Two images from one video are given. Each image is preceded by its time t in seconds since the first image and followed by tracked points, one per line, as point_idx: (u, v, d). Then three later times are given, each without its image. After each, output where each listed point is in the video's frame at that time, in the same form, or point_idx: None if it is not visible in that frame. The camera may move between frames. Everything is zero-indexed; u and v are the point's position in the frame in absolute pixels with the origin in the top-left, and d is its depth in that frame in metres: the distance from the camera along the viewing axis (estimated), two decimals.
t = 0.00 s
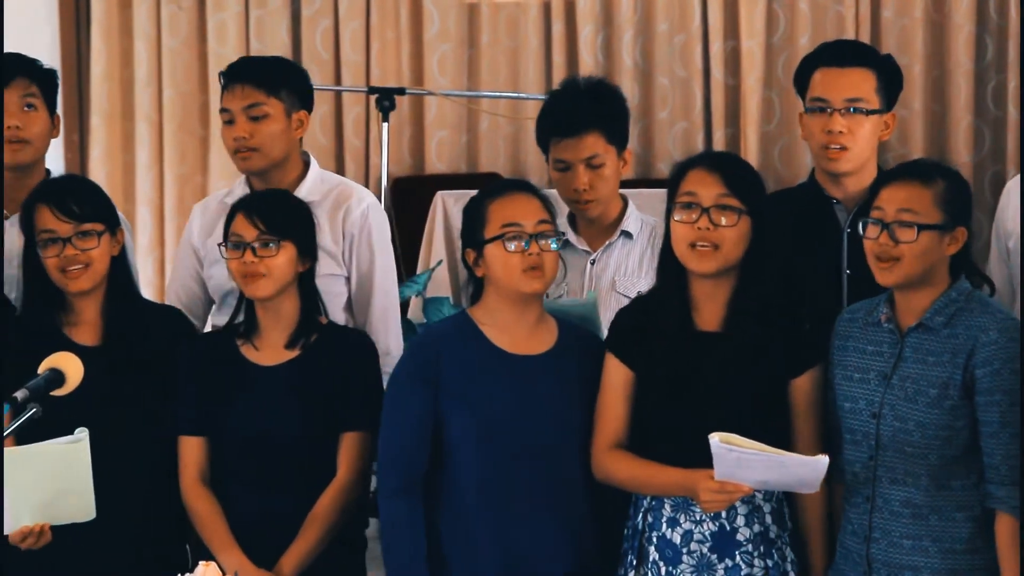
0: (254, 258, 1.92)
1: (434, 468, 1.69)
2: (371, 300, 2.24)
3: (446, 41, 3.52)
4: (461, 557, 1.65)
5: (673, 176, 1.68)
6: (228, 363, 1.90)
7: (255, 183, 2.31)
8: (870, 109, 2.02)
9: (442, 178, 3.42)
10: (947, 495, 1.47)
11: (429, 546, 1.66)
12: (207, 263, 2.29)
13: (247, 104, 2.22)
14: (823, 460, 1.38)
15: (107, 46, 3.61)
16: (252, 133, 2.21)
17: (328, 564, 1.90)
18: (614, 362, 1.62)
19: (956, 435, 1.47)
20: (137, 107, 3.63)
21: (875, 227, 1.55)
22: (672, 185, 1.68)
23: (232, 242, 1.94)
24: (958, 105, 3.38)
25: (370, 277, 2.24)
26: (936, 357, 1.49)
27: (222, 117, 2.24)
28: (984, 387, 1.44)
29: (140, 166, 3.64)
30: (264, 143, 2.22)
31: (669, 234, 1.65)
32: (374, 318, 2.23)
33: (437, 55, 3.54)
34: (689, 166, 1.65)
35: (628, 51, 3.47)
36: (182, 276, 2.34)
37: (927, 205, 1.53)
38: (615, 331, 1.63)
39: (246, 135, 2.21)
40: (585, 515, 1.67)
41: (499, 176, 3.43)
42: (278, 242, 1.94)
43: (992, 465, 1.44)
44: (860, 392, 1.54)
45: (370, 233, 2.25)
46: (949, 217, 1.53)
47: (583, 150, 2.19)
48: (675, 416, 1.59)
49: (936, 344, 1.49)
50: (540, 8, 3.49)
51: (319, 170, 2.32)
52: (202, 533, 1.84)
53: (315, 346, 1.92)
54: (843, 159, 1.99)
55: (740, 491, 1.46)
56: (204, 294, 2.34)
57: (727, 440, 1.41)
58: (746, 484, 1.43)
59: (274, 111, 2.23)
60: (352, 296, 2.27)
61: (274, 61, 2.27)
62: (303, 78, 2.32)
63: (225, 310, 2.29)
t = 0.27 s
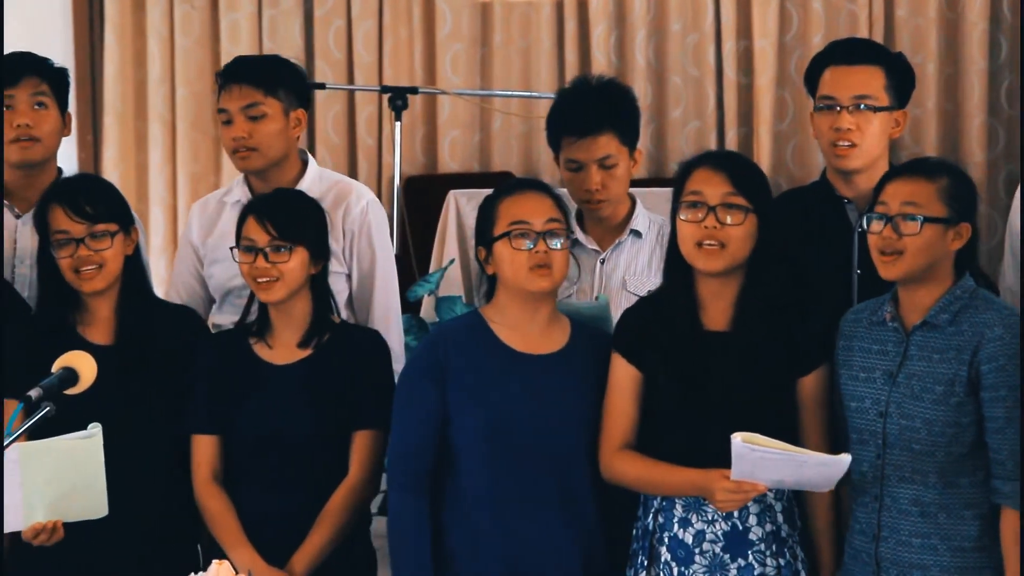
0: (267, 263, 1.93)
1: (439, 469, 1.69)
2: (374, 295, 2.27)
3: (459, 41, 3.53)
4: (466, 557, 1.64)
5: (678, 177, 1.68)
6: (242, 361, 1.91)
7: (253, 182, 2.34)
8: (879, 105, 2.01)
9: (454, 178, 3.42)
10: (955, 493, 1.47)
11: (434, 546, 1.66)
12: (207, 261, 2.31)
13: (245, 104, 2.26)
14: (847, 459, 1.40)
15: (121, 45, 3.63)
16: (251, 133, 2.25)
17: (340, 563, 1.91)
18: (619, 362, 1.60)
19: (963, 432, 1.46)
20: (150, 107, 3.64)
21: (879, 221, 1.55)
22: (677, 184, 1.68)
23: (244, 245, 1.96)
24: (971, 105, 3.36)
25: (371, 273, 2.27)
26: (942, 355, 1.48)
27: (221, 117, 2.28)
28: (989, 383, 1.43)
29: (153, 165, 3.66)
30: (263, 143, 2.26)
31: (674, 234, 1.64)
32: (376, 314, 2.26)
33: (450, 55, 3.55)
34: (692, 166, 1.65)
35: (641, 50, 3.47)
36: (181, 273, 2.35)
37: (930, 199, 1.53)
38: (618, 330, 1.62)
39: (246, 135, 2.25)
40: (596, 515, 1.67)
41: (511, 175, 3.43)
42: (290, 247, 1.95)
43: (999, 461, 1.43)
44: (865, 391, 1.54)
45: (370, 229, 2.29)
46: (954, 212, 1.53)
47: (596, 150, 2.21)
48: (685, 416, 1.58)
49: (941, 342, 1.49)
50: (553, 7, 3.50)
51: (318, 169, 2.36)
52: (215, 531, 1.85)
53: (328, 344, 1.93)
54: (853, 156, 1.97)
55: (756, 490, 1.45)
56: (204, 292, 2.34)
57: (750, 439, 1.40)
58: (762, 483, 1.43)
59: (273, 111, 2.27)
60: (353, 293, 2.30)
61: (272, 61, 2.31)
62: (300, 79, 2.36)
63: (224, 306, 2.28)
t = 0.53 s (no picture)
0: (285, 269, 1.93)
1: (455, 469, 1.70)
2: (383, 294, 2.30)
3: (475, 41, 3.53)
4: (484, 557, 1.65)
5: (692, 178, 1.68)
6: (259, 361, 1.92)
7: (262, 182, 2.34)
8: (895, 109, 1.99)
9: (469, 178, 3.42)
10: (975, 493, 1.47)
11: (451, 546, 1.67)
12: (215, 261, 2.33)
13: (256, 104, 2.28)
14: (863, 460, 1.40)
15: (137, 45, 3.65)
16: (262, 133, 2.26)
17: (356, 563, 1.92)
18: (635, 364, 1.60)
19: (982, 432, 1.46)
20: (167, 107, 3.67)
21: (895, 220, 1.54)
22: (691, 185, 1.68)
23: (261, 250, 1.96)
24: (989, 105, 3.35)
25: (381, 272, 2.30)
26: (961, 355, 1.48)
27: (231, 117, 2.29)
28: (1010, 383, 1.43)
29: (170, 165, 3.68)
30: (274, 143, 2.27)
31: (689, 235, 1.64)
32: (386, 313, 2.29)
33: (466, 55, 3.56)
34: (707, 168, 1.64)
35: (657, 50, 3.46)
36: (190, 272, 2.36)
37: (948, 198, 1.53)
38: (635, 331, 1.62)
39: (257, 134, 2.26)
40: (612, 516, 1.67)
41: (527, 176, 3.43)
42: (308, 252, 1.95)
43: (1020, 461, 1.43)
44: (883, 392, 1.53)
45: (380, 228, 2.32)
46: (970, 210, 1.52)
47: (612, 150, 2.20)
48: (702, 417, 1.58)
49: (960, 342, 1.49)
50: (568, 8, 3.50)
51: (326, 168, 2.38)
52: (231, 531, 1.86)
53: (344, 345, 1.94)
54: (867, 159, 1.97)
55: (773, 492, 1.45)
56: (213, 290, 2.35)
57: (768, 440, 1.41)
58: (781, 484, 1.43)
59: (284, 111, 2.28)
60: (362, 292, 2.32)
61: (282, 61, 2.32)
62: (310, 80, 2.38)
63: (234, 305, 2.30)
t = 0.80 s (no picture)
0: (300, 272, 1.93)
1: (476, 468, 1.70)
2: (392, 296, 2.30)
3: (489, 41, 3.53)
4: (505, 555, 1.65)
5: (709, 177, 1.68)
6: (272, 360, 1.93)
7: (272, 182, 2.35)
8: (911, 110, 1.98)
9: (482, 178, 3.43)
10: (992, 494, 1.47)
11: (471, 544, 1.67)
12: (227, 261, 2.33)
13: (268, 104, 2.28)
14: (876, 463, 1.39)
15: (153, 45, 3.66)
16: (274, 133, 2.27)
17: (369, 562, 1.92)
18: (653, 365, 1.60)
19: (1002, 432, 1.45)
20: (182, 107, 3.68)
21: (917, 219, 1.54)
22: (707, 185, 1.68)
23: (276, 253, 1.96)
24: (1004, 105, 3.34)
25: (392, 270, 2.30)
26: (981, 355, 1.47)
27: (242, 117, 2.30)
28: None
29: (184, 165, 3.69)
30: (285, 143, 2.27)
31: (705, 235, 1.64)
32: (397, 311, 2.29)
33: (481, 55, 3.56)
34: (723, 167, 1.64)
35: (671, 50, 3.46)
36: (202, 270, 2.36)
37: (971, 197, 1.52)
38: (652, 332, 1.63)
39: (269, 135, 2.27)
40: (626, 515, 1.67)
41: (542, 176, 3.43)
42: (322, 256, 1.95)
43: None
44: (901, 392, 1.52)
45: (390, 228, 2.32)
46: (994, 210, 1.51)
47: (623, 147, 2.19)
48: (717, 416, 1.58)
49: (980, 342, 1.48)
50: (583, 8, 3.51)
51: (335, 167, 2.38)
52: (244, 529, 1.86)
53: (357, 345, 1.95)
54: (883, 159, 1.96)
55: (787, 492, 1.45)
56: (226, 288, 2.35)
57: (780, 443, 1.41)
58: (794, 486, 1.42)
59: (295, 111, 2.28)
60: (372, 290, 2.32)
61: (293, 62, 2.33)
62: (319, 80, 2.38)
63: (247, 304, 2.30)
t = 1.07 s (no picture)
0: (302, 275, 1.93)
1: (494, 465, 1.70)
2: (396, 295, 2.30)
3: (497, 41, 3.53)
4: (525, 550, 1.65)
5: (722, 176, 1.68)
6: (281, 360, 1.93)
7: (278, 183, 2.35)
8: (921, 108, 1.98)
9: (488, 178, 3.43)
10: (1008, 495, 1.46)
11: (489, 540, 1.66)
12: (232, 262, 2.34)
13: (276, 105, 2.28)
14: (889, 466, 1.39)
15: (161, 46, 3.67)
16: (281, 134, 2.27)
17: (378, 562, 1.92)
18: (667, 365, 1.62)
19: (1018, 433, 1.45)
20: (190, 107, 3.68)
21: (936, 219, 1.53)
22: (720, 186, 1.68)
23: (281, 255, 1.96)
24: (1012, 104, 3.33)
25: (396, 270, 2.29)
26: (998, 355, 1.47)
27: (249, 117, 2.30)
28: None
29: (192, 165, 3.70)
30: (292, 144, 2.27)
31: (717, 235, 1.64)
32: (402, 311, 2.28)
33: (488, 55, 3.56)
34: (734, 168, 1.65)
35: (679, 50, 3.46)
36: (208, 271, 2.37)
37: (990, 198, 1.51)
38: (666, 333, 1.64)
39: (276, 136, 2.27)
40: (636, 516, 1.67)
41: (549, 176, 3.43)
42: (326, 260, 1.95)
43: None
44: (917, 392, 1.52)
45: (394, 227, 2.32)
46: (1015, 210, 1.51)
47: (628, 141, 2.19)
48: (728, 416, 1.59)
49: (997, 343, 1.48)
50: (590, 8, 3.51)
51: (340, 167, 2.38)
52: (251, 530, 1.86)
53: (365, 345, 1.95)
54: (893, 157, 1.95)
55: (798, 494, 1.44)
56: (231, 288, 2.35)
57: (793, 444, 1.39)
58: (805, 488, 1.42)
59: (302, 113, 2.29)
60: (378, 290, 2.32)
61: (301, 62, 2.33)
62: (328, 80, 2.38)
63: (251, 304, 2.31)
